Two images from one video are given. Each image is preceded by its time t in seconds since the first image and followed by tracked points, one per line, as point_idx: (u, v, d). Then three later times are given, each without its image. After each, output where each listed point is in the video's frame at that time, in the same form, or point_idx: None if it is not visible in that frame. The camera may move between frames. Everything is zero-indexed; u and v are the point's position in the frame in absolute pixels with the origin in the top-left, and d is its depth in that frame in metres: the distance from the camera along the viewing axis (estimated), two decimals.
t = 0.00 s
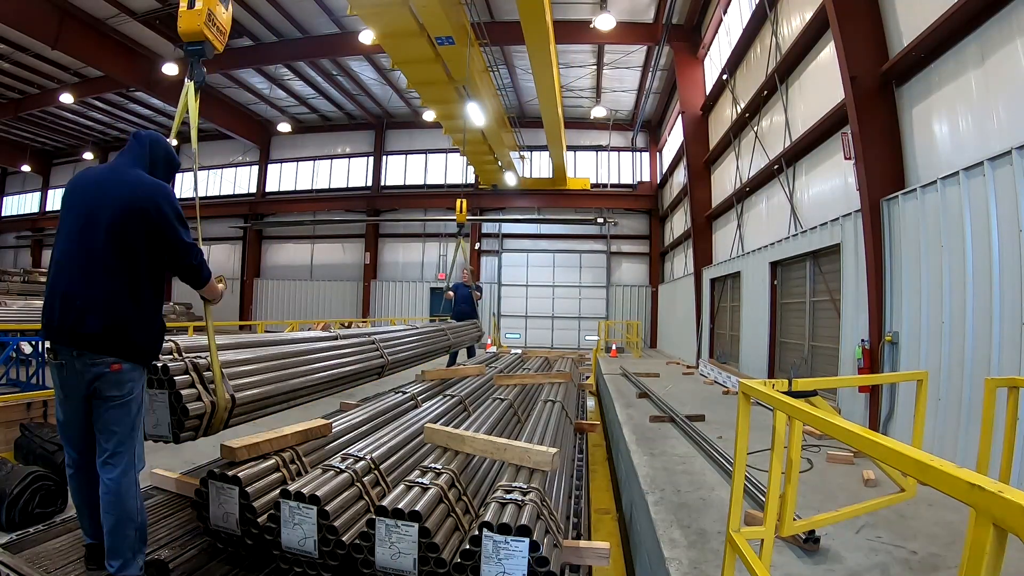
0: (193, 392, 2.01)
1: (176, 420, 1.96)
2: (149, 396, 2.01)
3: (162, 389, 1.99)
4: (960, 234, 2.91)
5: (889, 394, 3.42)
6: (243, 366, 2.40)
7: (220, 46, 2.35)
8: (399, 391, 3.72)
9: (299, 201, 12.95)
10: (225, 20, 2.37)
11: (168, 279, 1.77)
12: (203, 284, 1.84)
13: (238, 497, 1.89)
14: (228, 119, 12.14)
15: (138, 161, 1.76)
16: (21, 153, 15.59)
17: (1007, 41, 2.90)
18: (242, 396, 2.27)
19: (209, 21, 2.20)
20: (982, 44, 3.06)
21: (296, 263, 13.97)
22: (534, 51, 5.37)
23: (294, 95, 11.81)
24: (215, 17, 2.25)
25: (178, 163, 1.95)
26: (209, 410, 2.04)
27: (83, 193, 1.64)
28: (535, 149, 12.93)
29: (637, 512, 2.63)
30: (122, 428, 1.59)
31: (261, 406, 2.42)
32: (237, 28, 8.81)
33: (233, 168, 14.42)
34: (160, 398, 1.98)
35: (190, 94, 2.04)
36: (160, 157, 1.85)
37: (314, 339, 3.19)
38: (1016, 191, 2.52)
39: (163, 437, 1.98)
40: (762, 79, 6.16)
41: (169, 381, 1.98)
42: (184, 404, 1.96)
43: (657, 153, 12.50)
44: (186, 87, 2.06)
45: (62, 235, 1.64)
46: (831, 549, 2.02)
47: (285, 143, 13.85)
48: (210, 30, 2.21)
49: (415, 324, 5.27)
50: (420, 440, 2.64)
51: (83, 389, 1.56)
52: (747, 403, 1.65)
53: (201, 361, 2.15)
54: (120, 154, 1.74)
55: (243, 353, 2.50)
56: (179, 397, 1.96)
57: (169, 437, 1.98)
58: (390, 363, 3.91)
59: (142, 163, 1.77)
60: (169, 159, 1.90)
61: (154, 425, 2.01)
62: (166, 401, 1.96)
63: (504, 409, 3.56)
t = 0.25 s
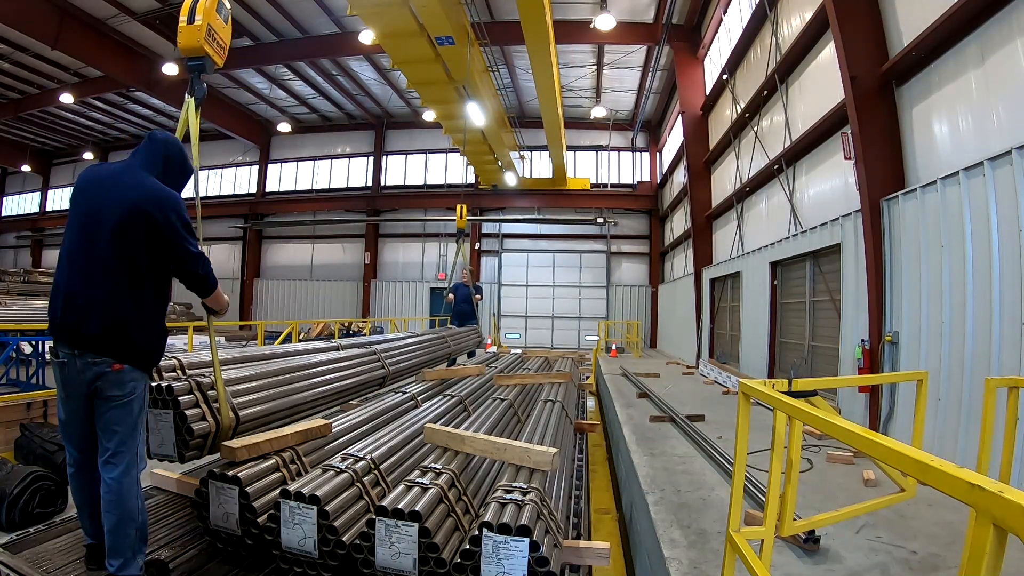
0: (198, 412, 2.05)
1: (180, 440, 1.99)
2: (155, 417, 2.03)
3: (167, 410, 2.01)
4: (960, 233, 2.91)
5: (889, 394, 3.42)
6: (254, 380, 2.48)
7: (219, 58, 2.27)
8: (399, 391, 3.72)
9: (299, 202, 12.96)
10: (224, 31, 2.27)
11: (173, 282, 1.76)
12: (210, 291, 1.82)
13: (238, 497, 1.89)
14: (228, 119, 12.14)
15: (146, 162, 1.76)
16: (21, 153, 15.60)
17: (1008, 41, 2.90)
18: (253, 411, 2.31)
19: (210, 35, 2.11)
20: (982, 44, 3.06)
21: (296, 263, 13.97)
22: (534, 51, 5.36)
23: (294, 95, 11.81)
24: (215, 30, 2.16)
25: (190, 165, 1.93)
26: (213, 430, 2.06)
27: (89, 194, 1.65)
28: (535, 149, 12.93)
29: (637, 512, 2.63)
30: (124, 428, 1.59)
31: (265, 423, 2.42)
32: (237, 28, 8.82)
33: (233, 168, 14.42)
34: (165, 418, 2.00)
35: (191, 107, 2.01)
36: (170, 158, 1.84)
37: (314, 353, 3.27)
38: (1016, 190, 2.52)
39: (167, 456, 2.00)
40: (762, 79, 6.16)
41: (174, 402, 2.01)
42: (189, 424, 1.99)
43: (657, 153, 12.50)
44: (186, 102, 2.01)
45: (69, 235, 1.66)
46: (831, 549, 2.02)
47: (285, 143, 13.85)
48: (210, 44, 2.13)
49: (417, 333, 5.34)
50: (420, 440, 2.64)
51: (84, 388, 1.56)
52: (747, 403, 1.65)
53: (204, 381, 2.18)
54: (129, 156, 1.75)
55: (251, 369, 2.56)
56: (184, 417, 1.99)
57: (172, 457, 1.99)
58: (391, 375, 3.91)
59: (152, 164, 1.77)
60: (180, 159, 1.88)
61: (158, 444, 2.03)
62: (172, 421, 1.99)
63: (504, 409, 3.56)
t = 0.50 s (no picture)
0: (190, 431, 2.03)
1: (172, 460, 1.97)
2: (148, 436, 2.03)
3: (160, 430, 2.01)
4: (960, 233, 2.91)
5: (889, 394, 3.42)
6: (251, 399, 2.48)
7: (213, 73, 2.27)
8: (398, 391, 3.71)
9: (300, 202, 12.97)
10: (216, 47, 2.28)
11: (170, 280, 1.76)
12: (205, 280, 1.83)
13: (238, 497, 1.89)
14: (228, 119, 12.14)
15: (141, 162, 1.76)
16: (21, 153, 15.59)
17: (1008, 40, 2.89)
18: (251, 427, 2.31)
19: (200, 51, 2.11)
20: (982, 43, 3.06)
21: (296, 263, 13.97)
22: (534, 51, 5.36)
23: (294, 95, 11.81)
24: (206, 45, 2.16)
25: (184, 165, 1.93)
26: (206, 450, 2.05)
27: (86, 193, 1.64)
28: (535, 149, 12.93)
29: (637, 513, 2.63)
30: (124, 429, 1.59)
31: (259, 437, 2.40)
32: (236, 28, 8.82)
33: (233, 168, 14.42)
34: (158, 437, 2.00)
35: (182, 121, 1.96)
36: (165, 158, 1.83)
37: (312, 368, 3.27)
38: (1017, 191, 2.52)
39: (161, 476, 2.00)
40: (762, 79, 6.16)
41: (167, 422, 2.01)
42: (181, 444, 1.98)
43: (657, 153, 12.50)
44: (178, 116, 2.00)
45: (64, 235, 1.64)
46: (831, 549, 2.02)
47: (285, 143, 13.85)
48: (202, 59, 2.13)
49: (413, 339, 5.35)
50: (420, 440, 2.64)
51: (85, 389, 1.56)
52: (747, 403, 1.65)
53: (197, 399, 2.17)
54: (123, 155, 1.75)
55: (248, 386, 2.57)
56: (176, 437, 1.98)
57: (166, 477, 1.99)
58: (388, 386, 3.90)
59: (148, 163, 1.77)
60: (175, 158, 1.88)
61: (151, 464, 2.03)
62: (163, 441, 1.99)
63: (504, 409, 3.56)
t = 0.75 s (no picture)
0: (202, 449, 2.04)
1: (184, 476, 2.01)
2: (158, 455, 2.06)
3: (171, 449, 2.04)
4: (960, 233, 2.91)
5: (889, 394, 3.42)
6: (256, 415, 2.51)
7: (216, 89, 2.25)
8: (398, 391, 3.72)
9: (300, 202, 12.98)
10: (220, 62, 2.26)
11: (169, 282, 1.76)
12: (204, 284, 1.84)
13: (238, 496, 1.89)
14: (228, 119, 12.15)
15: (143, 163, 1.76)
16: (21, 153, 15.59)
17: (1007, 41, 2.89)
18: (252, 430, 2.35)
19: (205, 68, 2.11)
20: (982, 43, 3.06)
21: (296, 263, 13.97)
22: (533, 51, 5.36)
23: (294, 95, 11.81)
24: (209, 62, 2.15)
25: (186, 168, 1.94)
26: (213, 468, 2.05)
27: (87, 193, 1.65)
28: (535, 149, 12.93)
29: (637, 513, 2.63)
30: (122, 429, 1.59)
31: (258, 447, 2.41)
32: (236, 28, 8.83)
33: (233, 168, 14.43)
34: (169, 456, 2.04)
35: (186, 140, 2.06)
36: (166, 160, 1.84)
37: (313, 384, 3.29)
38: (1016, 191, 2.52)
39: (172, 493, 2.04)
40: (762, 79, 6.16)
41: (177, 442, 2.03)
42: (192, 461, 1.99)
43: (657, 153, 12.50)
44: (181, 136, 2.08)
45: (65, 234, 1.64)
46: (832, 549, 2.02)
47: (285, 143, 13.85)
48: (205, 76, 2.12)
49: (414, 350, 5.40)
50: (420, 440, 2.64)
51: (83, 389, 1.56)
52: (747, 403, 1.65)
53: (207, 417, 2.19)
54: (125, 155, 1.75)
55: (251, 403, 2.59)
56: (186, 454, 2.00)
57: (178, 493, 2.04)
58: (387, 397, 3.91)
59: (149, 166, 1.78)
60: (177, 160, 1.89)
61: (163, 481, 2.06)
62: (175, 460, 2.02)
63: (504, 409, 3.57)
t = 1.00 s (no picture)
0: (189, 468, 2.03)
1: (173, 494, 2.02)
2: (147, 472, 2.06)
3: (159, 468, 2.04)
4: (960, 233, 2.91)
5: (889, 394, 3.42)
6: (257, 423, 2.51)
7: (206, 104, 2.26)
8: (398, 392, 3.72)
9: (300, 202, 12.98)
10: (209, 77, 2.27)
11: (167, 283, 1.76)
12: (199, 291, 1.83)
13: (238, 497, 1.89)
14: (228, 119, 12.14)
15: (142, 164, 1.76)
16: (21, 153, 15.59)
17: (1007, 41, 2.89)
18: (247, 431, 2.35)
19: (193, 83, 2.11)
20: (982, 44, 3.06)
21: (296, 263, 13.97)
22: (533, 51, 5.36)
23: (294, 96, 11.81)
24: (199, 77, 2.16)
25: (182, 170, 1.93)
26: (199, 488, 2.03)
27: (86, 194, 1.64)
28: (535, 149, 12.94)
29: (637, 513, 2.63)
30: (125, 430, 1.59)
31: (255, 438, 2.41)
32: (237, 28, 8.83)
33: (233, 168, 14.44)
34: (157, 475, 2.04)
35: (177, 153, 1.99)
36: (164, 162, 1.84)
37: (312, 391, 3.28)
38: (1016, 190, 2.52)
39: (160, 511, 2.06)
40: (762, 79, 6.16)
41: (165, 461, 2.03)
42: (179, 481, 1.98)
43: (657, 153, 12.50)
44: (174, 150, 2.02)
45: (64, 235, 1.64)
46: (831, 549, 2.02)
47: (285, 143, 13.85)
48: (194, 92, 2.12)
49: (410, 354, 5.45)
50: (420, 440, 2.64)
51: (84, 389, 1.56)
52: (747, 403, 1.64)
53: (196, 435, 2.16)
54: (124, 157, 1.75)
55: (252, 415, 2.58)
56: (174, 474, 2.00)
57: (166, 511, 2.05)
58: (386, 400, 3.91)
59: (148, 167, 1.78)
60: (174, 163, 1.88)
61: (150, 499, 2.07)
62: (163, 478, 2.03)
63: (504, 409, 3.57)
